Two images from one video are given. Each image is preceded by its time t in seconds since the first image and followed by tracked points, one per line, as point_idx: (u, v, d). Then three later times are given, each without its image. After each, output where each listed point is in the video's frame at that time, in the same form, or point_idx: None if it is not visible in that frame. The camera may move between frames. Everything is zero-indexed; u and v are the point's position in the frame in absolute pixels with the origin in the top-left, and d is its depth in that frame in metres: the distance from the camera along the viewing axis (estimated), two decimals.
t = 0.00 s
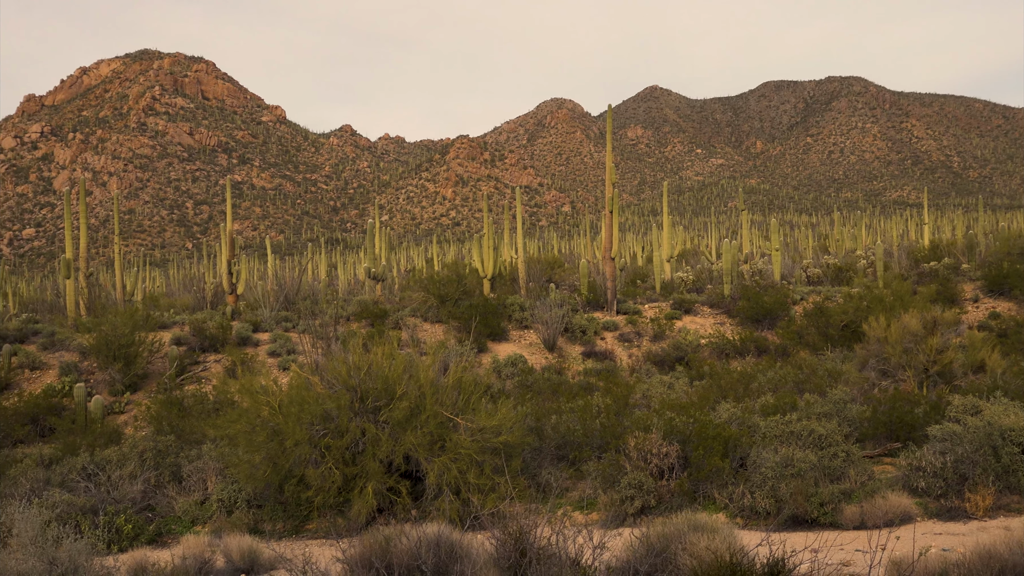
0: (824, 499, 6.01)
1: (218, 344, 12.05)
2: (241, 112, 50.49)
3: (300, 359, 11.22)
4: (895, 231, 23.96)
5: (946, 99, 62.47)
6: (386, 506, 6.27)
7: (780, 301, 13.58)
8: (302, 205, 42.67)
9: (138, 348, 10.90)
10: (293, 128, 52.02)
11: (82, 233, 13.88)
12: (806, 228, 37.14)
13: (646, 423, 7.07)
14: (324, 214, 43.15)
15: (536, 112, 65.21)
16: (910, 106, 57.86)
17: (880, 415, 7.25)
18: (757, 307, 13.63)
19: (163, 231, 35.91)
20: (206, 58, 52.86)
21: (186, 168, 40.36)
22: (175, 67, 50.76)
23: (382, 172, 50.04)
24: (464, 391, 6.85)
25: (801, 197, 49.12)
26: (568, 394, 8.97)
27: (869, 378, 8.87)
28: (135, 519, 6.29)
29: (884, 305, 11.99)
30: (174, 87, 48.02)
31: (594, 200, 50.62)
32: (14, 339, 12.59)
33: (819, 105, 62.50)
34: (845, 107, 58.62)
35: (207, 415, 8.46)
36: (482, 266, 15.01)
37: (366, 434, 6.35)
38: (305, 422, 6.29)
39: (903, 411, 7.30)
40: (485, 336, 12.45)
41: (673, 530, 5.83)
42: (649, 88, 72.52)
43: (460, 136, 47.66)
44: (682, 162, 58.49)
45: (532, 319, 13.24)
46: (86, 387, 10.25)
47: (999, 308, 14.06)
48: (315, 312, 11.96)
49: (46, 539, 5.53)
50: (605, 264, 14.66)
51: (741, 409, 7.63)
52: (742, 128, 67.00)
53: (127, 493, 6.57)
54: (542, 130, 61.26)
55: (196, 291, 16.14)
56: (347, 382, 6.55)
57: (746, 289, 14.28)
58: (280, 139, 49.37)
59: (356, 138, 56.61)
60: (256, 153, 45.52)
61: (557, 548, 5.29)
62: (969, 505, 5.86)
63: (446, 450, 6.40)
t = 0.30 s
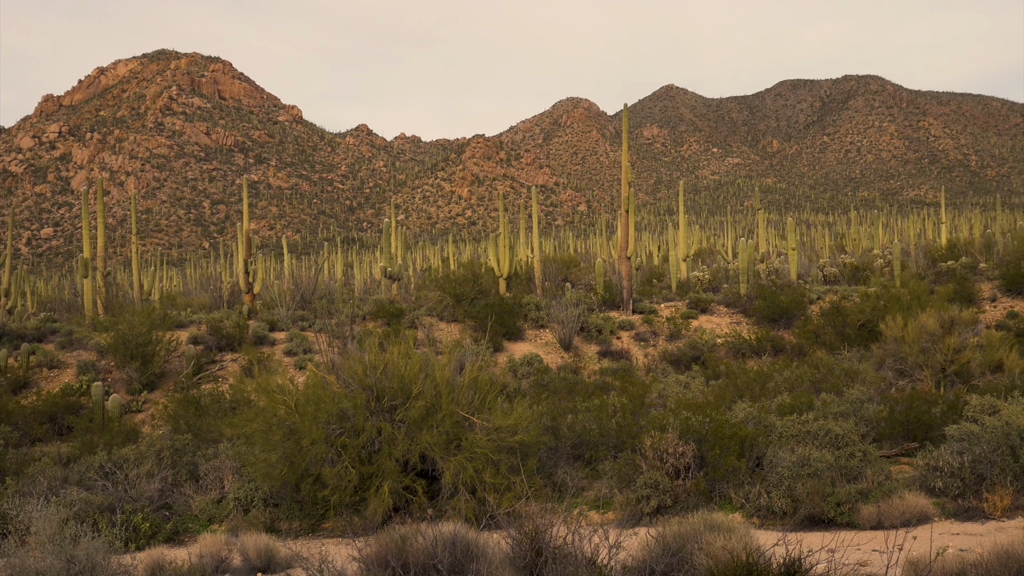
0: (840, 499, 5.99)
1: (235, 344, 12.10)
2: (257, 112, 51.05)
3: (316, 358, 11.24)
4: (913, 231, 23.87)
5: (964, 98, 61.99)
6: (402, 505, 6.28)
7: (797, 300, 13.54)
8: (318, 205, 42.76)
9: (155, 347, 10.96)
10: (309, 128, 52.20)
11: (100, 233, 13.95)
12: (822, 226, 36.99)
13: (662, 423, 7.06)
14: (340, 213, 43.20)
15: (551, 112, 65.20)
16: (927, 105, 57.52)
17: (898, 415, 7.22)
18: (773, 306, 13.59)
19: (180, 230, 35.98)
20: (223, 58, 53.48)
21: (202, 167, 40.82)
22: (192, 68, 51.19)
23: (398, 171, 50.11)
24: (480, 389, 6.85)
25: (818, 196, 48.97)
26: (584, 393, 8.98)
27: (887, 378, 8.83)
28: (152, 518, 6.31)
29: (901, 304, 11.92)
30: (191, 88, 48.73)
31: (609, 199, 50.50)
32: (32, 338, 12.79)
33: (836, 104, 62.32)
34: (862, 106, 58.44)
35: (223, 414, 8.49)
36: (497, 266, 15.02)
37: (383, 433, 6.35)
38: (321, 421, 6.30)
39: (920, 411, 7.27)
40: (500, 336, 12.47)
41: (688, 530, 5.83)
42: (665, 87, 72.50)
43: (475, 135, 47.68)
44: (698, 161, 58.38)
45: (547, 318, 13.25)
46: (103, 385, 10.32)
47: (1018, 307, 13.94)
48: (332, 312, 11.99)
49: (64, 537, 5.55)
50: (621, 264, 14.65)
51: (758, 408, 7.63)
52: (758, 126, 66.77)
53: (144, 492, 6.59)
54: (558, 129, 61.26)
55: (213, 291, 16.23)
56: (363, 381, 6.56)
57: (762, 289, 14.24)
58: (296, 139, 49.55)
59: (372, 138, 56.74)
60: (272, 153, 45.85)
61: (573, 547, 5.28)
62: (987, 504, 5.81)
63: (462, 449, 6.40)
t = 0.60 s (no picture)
0: (850, 499, 5.98)
1: (244, 343, 12.12)
2: (266, 111, 51.17)
3: (325, 358, 11.24)
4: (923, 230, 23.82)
5: (974, 96, 61.75)
6: (411, 505, 6.28)
7: (806, 299, 13.51)
8: (328, 204, 42.82)
9: (164, 348, 11.00)
10: (318, 128, 52.36)
11: (110, 233, 13.84)
12: (832, 225, 36.99)
13: (670, 422, 7.06)
14: (349, 213, 43.29)
15: (560, 110, 65.21)
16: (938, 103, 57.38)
17: (907, 415, 7.19)
18: (783, 305, 13.57)
19: (190, 231, 36.10)
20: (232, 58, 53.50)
21: (212, 167, 40.68)
22: (201, 68, 51.41)
23: (407, 170, 50.18)
24: (489, 389, 6.84)
25: (827, 195, 48.92)
26: (592, 393, 8.98)
27: (896, 377, 8.82)
28: (162, 517, 6.32)
29: (911, 303, 11.88)
30: (200, 87, 48.67)
31: (619, 198, 50.45)
32: (42, 338, 12.84)
33: (846, 102, 62.33)
34: (871, 104, 58.45)
35: (233, 414, 8.51)
36: (506, 265, 15.03)
37: (391, 433, 6.35)
38: (330, 421, 6.30)
39: (930, 410, 7.25)
40: (510, 335, 12.48)
41: (697, 529, 5.82)
42: (674, 86, 72.52)
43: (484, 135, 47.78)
44: (708, 160, 58.30)
45: (557, 318, 13.25)
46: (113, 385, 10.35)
47: None
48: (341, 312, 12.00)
49: (74, 537, 5.55)
50: (630, 263, 14.65)
51: (767, 407, 7.62)
52: (767, 125, 66.74)
53: (153, 492, 6.60)
54: (567, 128, 61.28)
55: (222, 291, 16.27)
56: (372, 381, 6.56)
57: (772, 288, 14.21)
58: (305, 139, 49.70)
59: (381, 137, 56.85)
60: (281, 152, 45.93)
61: (581, 547, 5.27)
62: (997, 504, 5.79)
63: (471, 448, 6.40)
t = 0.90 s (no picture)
0: (863, 498, 5.96)
1: (258, 341, 12.17)
2: (280, 110, 51.47)
3: (339, 356, 11.29)
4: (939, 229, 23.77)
5: (989, 95, 61.35)
6: (424, 503, 6.30)
7: (820, 298, 13.51)
8: (341, 203, 42.92)
9: (179, 345, 11.07)
10: (331, 126, 52.58)
11: (125, 231, 13.95)
12: (846, 224, 36.92)
13: (684, 421, 7.06)
14: (363, 211, 43.36)
15: (574, 109, 65.24)
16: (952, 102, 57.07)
17: (921, 414, 7.16)
18: (797, 305, 13.56)
19: (204, 229, 36.21)
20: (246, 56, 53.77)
21: (225, 166, 41.01)
22: (215, 67, 51.67)
23: (420, 169, 50.31)
24: (502, 388, 6.85)
25: (842, 194, 48.78)
26: (605, 391, 9.01)
27: (910, 376, 8.80)
28: (175, 515, 6.34)
29: (925, 302, 11.82)
30: (214, 86, 49.02)
31: (632, 196, 50.27)
32: (57, 336, 12.89)
33: (860, 101, 62.26)
34: (886, 103, 58.36)
35: (247, 411, 8.56)
36: (519, 264, 15.04)
37: (405, 431, 6.36)
38: (344, 418, 6.32)
39: (944, 410, 7.22)
40: (523, 334, 12.50)
41: (710, 528, 5.81)
42: (687, 85, 72.52)
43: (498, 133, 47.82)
44: (721, 159, 58.26)
45: (570, 317, 13.26)
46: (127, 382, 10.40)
47: None
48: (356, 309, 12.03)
49: (89, 533, 5.56)
50: (643, 262, 14.66)
51: (781, 407, 7.64)
52: (781, 123, 66.71)
53: (167, 489, 6.63)
54: (580, 127, 61.28)
55: (236, 289, 16.36)
56: (386, 379, 6.57)
57: (785, 287, 14.19)
58: (318, 138, 49.92)
59: (394, 136, 56.97)
60: (295, 151, 46.09)
61: (594, 546, 5.25)
62: (1013, 505, 5.75)
63: (484, 447, 6.40)
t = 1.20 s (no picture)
0: (883, 498, 5.94)
1: (277, 339, 12.23)
2: (298, 109, 51.68)
3: (357, 354, 11.36)
4: (959, 228, 23.67)
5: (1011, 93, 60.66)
6: (442, 501, 6.31)
7: (839, 297, 13.50)
8: (359, 201, 42.96)
9: (198, 343, 11.16)
10: (350, 125, 52.79)
11: (144, 229, 14.05)
12: (865, 223, 36.75)
13: (702, 420, 7.06)
14: (381, 209, 43.42)
15: (592, 108, 65.18)
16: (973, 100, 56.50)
17: (940, 414, 7.14)
18: (815, 304, 13.56)
19: (223, 227, 36.31)
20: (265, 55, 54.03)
21: (244, 164, 41.12)
22: (235, 66, 51.94)
23: (438, 168, 50.48)
24: (520, 386, 6.85)
25: (861, 193, 48.49)
26: (624, 390, 9.05)
27: (929, 376, 8.78)
28: (195, 512, 6.37)
29: (945, 302, 11.77)
30: (233, 85, 49.28)
31: (651, 194, 49.94)
32: (77, 333, 12.98)
33: (879, 100, 62.04)
34: (905, 102, 58.09)
35: (265, 409, 8.61)
36: (537, 263, 15.08)
37: (423, 429, 6.37)
38: (362, 416, 6.32)
39: (963, 409, 7.19)
40: (541, 332, 12.55)
41: (728, 527, 5.79)
42: (706, 83, 72.44)
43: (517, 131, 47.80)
44: (740, 158, 58.13)
45: (588, 315, 13.29)
46: (147, 380, 10.49)
47: None
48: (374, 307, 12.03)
49: (108, 529, 5.57)
50: (661, 261, 14.67)
51: (799, 406, 7.64)
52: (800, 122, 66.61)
53: (187, 486, 6.66)
54: (598, 126, 61.17)
55: (255, 287, 16.47)
56: (404, 377, 6.59)
57: (804, 286, 14.18)
58: (336, 136, 50.10)
59: (412, 135, 57.06)
60: (313, 149, 46.23)
61: (613, 545, 5.24)
62: None
63: (502, 445, 6.41)
